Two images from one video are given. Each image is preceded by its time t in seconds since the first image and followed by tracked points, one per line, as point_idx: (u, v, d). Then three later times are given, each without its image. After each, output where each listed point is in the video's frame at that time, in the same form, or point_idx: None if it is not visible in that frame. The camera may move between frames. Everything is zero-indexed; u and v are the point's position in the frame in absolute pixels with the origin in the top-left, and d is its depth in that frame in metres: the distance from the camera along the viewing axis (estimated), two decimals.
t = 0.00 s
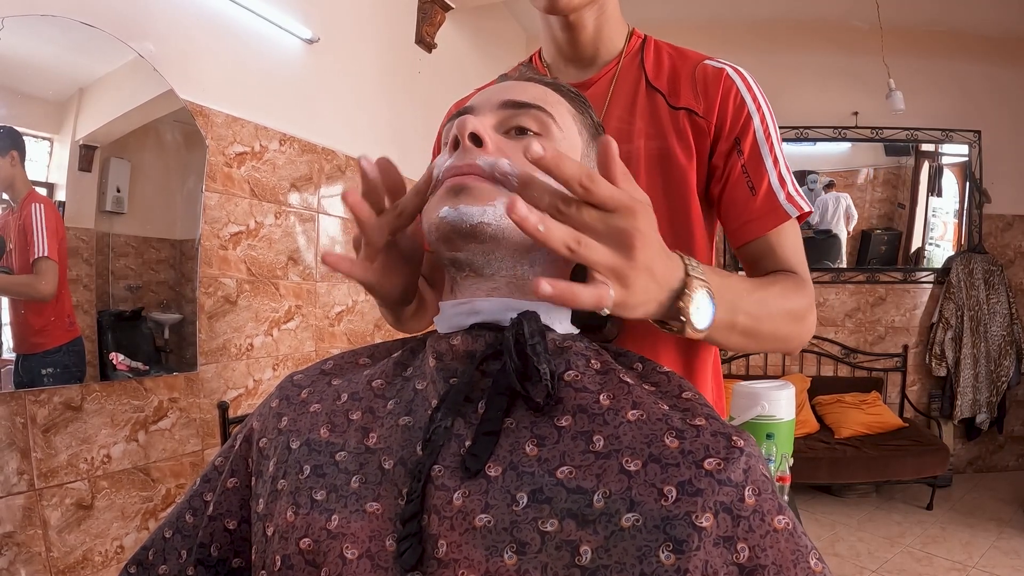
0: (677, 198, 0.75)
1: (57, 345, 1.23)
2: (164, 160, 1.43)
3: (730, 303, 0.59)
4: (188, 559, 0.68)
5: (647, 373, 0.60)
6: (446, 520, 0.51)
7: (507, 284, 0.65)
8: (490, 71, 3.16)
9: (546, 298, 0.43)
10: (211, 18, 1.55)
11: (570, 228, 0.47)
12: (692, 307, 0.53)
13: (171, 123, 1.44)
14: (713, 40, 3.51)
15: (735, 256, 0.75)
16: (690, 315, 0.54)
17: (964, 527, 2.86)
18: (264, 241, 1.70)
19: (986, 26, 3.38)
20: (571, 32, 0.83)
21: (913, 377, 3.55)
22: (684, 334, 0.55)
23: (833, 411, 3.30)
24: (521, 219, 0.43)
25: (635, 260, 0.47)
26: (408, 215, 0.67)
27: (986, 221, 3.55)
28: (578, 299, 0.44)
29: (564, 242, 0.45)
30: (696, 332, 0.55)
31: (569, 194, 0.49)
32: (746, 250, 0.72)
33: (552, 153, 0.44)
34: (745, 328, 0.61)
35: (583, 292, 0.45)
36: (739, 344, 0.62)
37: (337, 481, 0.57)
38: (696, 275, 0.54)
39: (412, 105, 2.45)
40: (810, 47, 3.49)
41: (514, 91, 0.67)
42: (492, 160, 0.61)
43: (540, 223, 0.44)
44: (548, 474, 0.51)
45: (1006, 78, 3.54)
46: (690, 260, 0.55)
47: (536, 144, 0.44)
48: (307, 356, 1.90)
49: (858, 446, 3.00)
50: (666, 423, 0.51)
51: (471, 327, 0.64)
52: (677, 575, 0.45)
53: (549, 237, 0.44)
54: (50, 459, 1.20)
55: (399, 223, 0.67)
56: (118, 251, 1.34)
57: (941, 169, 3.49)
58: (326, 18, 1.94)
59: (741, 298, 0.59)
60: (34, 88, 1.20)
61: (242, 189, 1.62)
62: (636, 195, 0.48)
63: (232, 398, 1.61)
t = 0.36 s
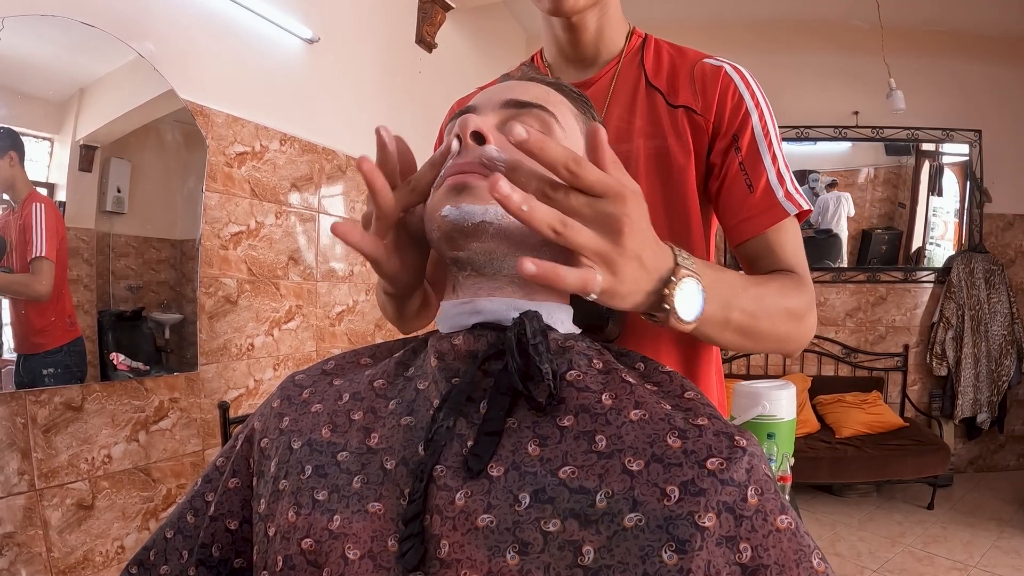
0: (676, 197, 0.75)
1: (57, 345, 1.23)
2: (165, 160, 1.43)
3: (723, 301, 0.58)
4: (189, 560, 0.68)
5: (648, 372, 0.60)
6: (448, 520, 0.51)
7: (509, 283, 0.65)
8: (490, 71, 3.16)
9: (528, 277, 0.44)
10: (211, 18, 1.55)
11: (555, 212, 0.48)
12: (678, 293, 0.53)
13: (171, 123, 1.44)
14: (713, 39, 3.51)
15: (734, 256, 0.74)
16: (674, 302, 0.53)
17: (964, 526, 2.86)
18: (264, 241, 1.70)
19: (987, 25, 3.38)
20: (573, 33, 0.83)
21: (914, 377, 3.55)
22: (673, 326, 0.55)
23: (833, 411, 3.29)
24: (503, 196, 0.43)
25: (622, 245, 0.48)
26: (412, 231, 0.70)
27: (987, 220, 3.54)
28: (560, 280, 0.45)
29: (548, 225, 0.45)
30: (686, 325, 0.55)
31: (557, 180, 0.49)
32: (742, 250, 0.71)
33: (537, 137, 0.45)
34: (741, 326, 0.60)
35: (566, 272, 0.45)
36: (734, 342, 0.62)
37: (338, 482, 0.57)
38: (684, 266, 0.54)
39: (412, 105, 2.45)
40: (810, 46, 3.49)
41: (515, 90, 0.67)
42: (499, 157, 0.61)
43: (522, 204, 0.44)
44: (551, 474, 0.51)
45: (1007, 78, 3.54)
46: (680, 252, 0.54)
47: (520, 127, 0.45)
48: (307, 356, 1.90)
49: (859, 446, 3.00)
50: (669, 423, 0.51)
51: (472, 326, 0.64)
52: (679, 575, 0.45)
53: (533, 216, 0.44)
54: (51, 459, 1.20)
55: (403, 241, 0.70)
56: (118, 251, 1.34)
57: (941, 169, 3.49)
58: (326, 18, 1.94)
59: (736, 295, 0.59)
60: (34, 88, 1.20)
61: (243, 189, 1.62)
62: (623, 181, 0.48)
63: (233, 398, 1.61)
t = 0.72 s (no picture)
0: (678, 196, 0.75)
1: (58, 345, 1.23)
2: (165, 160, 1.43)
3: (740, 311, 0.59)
4: (189, 559, 0.68)
5: (648, 372, 0.60)
6: (448, 520, 0.51)
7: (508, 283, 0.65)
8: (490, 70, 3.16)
9: (511, 311, 0.43)
10: (211, 18, 1.55)
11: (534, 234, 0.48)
12: (672, 300, 0.52)
13: (171, 123, 1.44)
14: (713, 39, 3.51)
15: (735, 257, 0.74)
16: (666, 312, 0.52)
17: (965, 526, 2.86)
18: (264, 241, 1.70)
19: (987, 24, 3.37)
20: (576, 32, 0.83)
21: (914, 376, 3.55)
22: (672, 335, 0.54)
23: (834, 411, 3.29)
24: (475, 235, 0.43)
25: (609, 260, 0.48)
26: (420, 213, 0.64)
27: (987, 220, 3.54)
28: (545, 310, 0.44)
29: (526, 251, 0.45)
30: (681, 333, 0.54)
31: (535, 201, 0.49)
32: (743, 249, 0.71)
33: (508, 165, 0.45)
34: (741, 330, 0.60)
35: (551, 302, 0.44)
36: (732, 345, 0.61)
37: (338, 481, 0.57)
38: (677, 271, 0.53)
39: (413, 104, 2.45)
40: (811, 46, 3.49)
41: (516, 90, 0.67)
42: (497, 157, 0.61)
43: (496, 238, 0.44)
44: (550, 473, 0.51)
45: (1007, 77, 3.54)
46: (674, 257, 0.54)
47: (490, 157, 0.45)
48: (308, 356, 1.90)
49: (859, 446, 3.00)
50: (669, 422, 0.51)
51: (472, 327, 0.64)
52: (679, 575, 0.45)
53: (507, 249, 0.45)
54: (52, 460, 1.21)
55: (409, 220, 0.65)
56: (119, 252, 1.34)
57: (942, 168, 3.48)
58: (326, 18, 1.94)
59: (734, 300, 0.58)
60: (34, 88, 1.20)
61: (243, 189, 1.62)
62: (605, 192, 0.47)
63: (234, 398, 1.61)
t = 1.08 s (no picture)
0: (681, 195, 0.75)
1: (57, 345, 1.24)
2: (165, 160, 1.43)
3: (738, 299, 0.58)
4: (187, 560, 0.68)
5: (644, 374, 0.60)
6: (443, 521, 0.51)
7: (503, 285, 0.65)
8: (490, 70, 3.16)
9: (508, 291, 0.42)
10: (211, 19, 1.55)
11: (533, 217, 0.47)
12: (675, 284, 0.51)
13: (171, 123, 1.44)
14: (713, 39, 3.51)
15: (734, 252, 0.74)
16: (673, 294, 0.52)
17: (965, 526, 2.85)
18: (264, 242, 1.70)
19: (988, 24, 3.37)
20: (576, 31, 0.83)
21: (915, 376, 3.54)
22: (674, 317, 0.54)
23: (834, 410, 3.29)
24: (465, 217, 0.44)
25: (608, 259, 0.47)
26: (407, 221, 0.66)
27: (988, 219, 3.54)
28: (544, 289, 0.43)
29: (522, 233, 0.44)
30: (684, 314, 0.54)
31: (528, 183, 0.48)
32: (744, 248, 0.71)
33: (496, 151, 0.45)
34: (741, 321, 0.60)
35: (549, 279, 0.43)
36: (731, 337, 0.61)
37: (334, 482, 0.57)
38: (680, 254, 0.52)
39: (412, 104, 2.45)
40: (811, 45, 3.49)
41: (511, 91, 0.67)
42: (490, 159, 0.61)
43: (487, 219, 0.44)
44: (545, 475, 0.51)
45: (1008, 76, 3.53)
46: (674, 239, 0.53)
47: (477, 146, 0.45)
48: (307, 356, 1.90)
49: (860, 446, 3.00)
50: (664, 424, 0.51)
51: (468, 329, 0.64)
52: None
53: (501, 230, 0.44)
54: (52, 460, 1.21)
55: (398, 228, 0.66)
56: (119, 252, 1.35)
57: (942, 168, 3.48)
58: (325, 18, 1.94)
59: (735, 289, 0.58)
60: (34, 88, 1.20)
61: (242, 189, 1.62)
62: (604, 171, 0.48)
63: (233, 399, 1.61)
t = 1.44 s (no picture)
0: (691, 198, 0.75)
1: (56, 345, 1.24)
2: (165, 160, 1.43)
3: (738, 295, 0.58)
4: (189, 560, 0.68)
5: (647, 373, 0.60)
6: (445, 520, 0.51)
7: (508, 285, 0.65)
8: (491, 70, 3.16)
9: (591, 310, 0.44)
10: (211, 18, 1.55)
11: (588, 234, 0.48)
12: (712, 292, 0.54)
13: (171, 123, 1.44)
14: (714, 38, 3.51)
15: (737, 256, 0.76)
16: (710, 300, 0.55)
17: (965, 525, 2.86)
18: (265, 241, 1.70)
19: (988, 24, 3.37)
20: (583, 29, 0.82)
21: (915, 376, 3.54)
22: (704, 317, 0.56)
23: (834, 410, 3.29)
24: (543, 248, 0.43)
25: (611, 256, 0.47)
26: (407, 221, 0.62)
27: (988, 219, 3.54)
28: (620, 305, 0.45)
29: (591, 256, 0.45)
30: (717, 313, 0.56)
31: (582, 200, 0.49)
32: (751, 250, 0.74)
33: (565, 175, 0.44)
34: (754, 321, 0.61)
35: (623, 296, 0.46)
36: (743, 336, 0.63)
37: (336, 482, 0.57)
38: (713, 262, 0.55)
39: (413, 103, 2.45)
40: (811, 45, 3.49)
41: (515, 90, 0.67)
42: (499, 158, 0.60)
43: (561, 247, 0.44)
44: (548, 474, 0.51)
45: (1008, 76, 3.53)
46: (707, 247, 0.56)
47: (548, 169, 0.44)
48: (308, 355, 1.90)
49: (860, 445, 3.00)
50: (667, 424, 0.51)
51: (472, 328, 0.64)
52: None
53: (573, 256, 0.44)
54: (53, 460, 1.21)
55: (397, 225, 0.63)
56: (120, 251, 1.35)
57: (942, 168, 3.48)
58: (326, 17, 1.93)
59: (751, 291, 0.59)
60: (34, 88, 1.20)
61: (243, 189, 1.62)
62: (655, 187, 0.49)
63: (234, 398, 1.61)
